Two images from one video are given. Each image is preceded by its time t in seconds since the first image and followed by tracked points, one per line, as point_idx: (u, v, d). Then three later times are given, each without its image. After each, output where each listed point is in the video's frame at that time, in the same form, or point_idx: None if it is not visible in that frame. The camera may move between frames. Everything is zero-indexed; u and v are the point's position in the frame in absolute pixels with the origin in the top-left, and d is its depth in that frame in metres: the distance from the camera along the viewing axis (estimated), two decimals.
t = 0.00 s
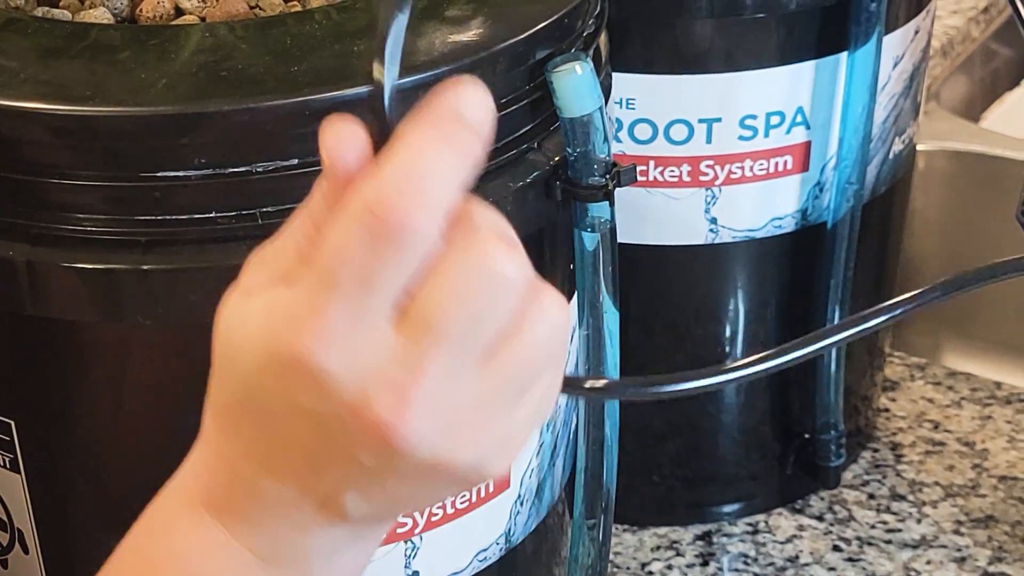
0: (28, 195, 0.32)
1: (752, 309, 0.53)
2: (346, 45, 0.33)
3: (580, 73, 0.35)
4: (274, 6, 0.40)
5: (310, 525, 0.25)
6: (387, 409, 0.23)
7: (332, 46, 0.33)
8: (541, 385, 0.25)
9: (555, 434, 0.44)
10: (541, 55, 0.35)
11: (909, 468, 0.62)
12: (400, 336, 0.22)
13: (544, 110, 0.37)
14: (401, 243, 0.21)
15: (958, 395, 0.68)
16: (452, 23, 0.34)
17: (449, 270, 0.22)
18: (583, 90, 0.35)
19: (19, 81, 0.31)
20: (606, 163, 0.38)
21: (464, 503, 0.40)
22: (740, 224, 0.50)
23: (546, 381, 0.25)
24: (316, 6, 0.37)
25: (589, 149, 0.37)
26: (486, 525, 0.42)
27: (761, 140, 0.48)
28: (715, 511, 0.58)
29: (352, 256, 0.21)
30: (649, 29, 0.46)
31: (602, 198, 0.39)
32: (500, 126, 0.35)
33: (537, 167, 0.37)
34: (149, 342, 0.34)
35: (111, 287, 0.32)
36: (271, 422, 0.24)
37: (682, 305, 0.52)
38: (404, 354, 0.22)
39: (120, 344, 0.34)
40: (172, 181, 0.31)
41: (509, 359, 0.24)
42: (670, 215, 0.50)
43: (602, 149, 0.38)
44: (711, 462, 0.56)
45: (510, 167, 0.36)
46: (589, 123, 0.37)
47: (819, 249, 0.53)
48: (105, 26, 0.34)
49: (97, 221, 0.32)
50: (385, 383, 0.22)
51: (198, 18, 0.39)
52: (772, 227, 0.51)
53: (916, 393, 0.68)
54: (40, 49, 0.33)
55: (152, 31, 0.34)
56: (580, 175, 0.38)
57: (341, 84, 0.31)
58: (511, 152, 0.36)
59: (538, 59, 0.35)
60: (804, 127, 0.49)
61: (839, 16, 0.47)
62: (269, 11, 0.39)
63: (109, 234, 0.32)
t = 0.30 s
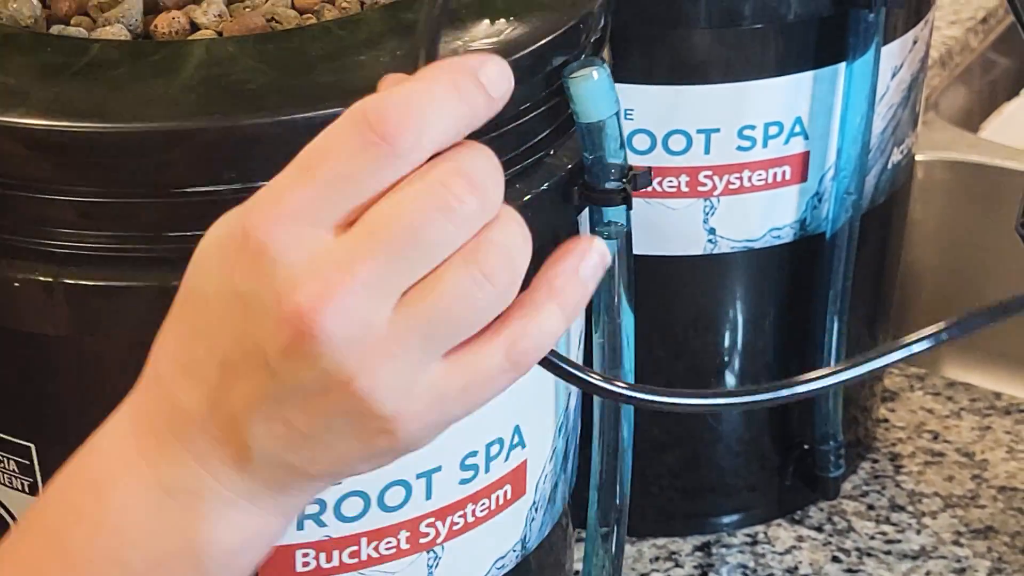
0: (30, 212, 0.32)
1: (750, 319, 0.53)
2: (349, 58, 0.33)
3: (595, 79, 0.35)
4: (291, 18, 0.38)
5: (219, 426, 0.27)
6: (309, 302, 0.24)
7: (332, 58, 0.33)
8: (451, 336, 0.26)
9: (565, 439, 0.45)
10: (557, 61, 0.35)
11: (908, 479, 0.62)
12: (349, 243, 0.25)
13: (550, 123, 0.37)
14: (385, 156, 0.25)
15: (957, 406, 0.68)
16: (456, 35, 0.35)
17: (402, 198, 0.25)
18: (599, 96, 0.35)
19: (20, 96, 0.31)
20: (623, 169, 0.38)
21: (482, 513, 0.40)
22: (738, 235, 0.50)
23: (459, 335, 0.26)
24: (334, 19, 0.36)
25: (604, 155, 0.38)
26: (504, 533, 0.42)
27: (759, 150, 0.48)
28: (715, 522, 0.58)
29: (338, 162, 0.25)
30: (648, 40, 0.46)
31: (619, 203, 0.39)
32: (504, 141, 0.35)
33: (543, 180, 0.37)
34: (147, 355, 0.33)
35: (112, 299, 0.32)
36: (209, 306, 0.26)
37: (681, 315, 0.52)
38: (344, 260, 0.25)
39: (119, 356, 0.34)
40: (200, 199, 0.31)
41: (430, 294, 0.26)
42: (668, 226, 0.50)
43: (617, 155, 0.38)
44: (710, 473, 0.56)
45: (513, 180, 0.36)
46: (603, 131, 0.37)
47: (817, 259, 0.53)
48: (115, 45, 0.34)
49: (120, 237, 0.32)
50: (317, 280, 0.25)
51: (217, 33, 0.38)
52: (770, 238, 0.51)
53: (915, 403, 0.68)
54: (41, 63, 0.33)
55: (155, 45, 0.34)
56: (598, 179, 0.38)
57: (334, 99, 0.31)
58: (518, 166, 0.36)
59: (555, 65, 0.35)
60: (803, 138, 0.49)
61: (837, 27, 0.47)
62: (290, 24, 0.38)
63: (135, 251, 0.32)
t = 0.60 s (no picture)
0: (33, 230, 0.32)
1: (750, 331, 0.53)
2: (349, 74, 0.33)
3: (608, 88, 0.36)
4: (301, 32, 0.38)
5: (4, 338, 0.27)
6: (96, 247, 0.24)
7: (329, 72, 0.33)
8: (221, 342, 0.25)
9: (571, 448, 0.44)
10: (570, 71, 0.36)
11: (908, 490, 0.62)
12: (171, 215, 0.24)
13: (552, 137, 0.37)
14: (243, 134, 0.24)
15: (957, 416, 0.68)
16: (462, 44, 0.34)
17: (224, 187, 0.24)
18: (612, 104, 0.36)
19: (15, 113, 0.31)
20: (633, 177, 0.39)
21: (496, 525, 0.40)
22: (738, 246, 0.50)
23: (232, 343, 0.25)
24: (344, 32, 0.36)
25: (614, 163, 0.38)
26: (517, 544, 0.42)
27: (759, 161, 0.48)
28: (714, 534, 0.58)
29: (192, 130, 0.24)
30: (648, 51, 0.46)
31: (629, 211, 0.39)
32: (504, 156, 0.35)
33: (535, 198, 0.36)
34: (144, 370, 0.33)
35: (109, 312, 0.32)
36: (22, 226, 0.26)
37: (680, 327, 0.52)
38: (156, 227, 0.24)
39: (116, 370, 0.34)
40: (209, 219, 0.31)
41: (214, 290, 0.25)
42: (668, 237, 0.50)
43: (626, 163, 0.38)
44: (709, 484, 0.56)
45: (514, 199, 0.36)
46: (610, 139, 0.37)
47: (817, 270, 0.53)
48: (113, 62, 0.33)
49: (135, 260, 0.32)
50: (111, 228, 0.24)
51: (227, 49, 0.38)
52: (770, 249, 0.51)
53: (915, 414, 0.68)
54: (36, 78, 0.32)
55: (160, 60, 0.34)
56: (608, 187, 0.39)
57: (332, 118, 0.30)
58: (520, 184, 0.36)
59: (566, 75, 0.36)
60: (802, 149, 0.49)
61: (837, 38, 0.47)
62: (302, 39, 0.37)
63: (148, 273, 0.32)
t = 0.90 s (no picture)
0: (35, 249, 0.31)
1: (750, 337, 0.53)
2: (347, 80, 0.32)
3: (607, 95, 0.36)
4: (300, 39, 0.38)
5: None
6: None
7: (327, 78, 0.32)
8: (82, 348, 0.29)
9: (572, 455, 0.44)
10: (570, 78, 0.35)
11: (909, 496, 0.62)
12: (50, 239, 0.27)
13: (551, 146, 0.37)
14: (123, 185, 0.26)
15: (958, 422, 0.68)
16: (462, 52, 0.34)
17: (114, 239, 0.27)
18: (611, 110, 0.36)
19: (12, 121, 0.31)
20: (633, 184, 0.38)
21: (495, 533, 0.40)
22: (738, 252, 0.50)
23: (81, 351, 0.29)
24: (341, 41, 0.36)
25: (613, 170, 0.38)
26: (517, 552, 0.42)
27: (759, 167, 0.48)
28: (714, 540, 0.58)
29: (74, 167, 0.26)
30: (647, 57, 0.46)
31: (629, 218, 0.39)
32: (503, 163, 0.35)
33: (537, 207, 0.36)
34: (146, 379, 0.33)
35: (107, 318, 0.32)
36: None
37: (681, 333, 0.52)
38: (32, 244, 0.26)
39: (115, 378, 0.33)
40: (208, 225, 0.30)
41: (83, 318, 0.28)
42: (669, 243, 0.50)
43: (626, 170, 0.38)
44: (709, 490, 0.56)
45: (513, 207, 0.36)
46: (609, 146, 0.37)
47: (817, 276, 0.53)
48: (111, 70, 0.33)
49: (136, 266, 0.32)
50: None
51: (225, 56, 0.38)
52: (771, 255, 0.51)
53: (915, 420, 0.68)
54: (34, 84, 0.32)
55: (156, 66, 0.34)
56: (608, 194, 0.38)
57: (327, 129, 0.30)
58: (520, 191, 0.36)
59: (566, 83, 0.35)
60: (802, 155, 0.49)
61: (837, 43, 0.47)
62: (300, 46, 0.37)
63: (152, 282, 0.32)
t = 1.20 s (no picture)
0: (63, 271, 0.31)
1: (752, 337, 0.53)
2: (351, 81, 0.32)
3: (610, 93, 0.36)
4: (303, 40, 0.38)
5: None
6: None
7: (330, 79, 0.32)
8: None
9: (575, 456, 0.44)
10: (573, 76, 0.35)
11: (911, 497, 0.62)
12: None
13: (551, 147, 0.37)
14: None
15: (960, 423, 0.68)
16: (464, 53, 0.34)
17: None
18: (614, 109, 0.36)
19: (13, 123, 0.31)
20: (637, 184, 0.38)
21: (499, 534, 0.40)
22: (740, 253, 0.50)
23: None
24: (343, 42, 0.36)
25: (617, 170, 0.38)
26: (520, 552, 0.42)
27: (761, 168, 0.48)
28: (716, 541, 0.58)
29: None
30: (649, 57, 0.46)
31: (635, 219, 0.39)
32: (506, 165, 0.34)
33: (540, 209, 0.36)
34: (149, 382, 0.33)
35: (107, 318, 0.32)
36: None
37: (683, 333, 0.52)
38: None
39: (117, 380, 0.33)
40: (213, 227, 0.31)
41: None
42: (671, 244, 0.49)
43: (629, 170, 0.38)
44: (711, 491, 0.56)
45: (517, 208, 0.35)
46: (613, 146, 0.37)
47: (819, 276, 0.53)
48: (114, 71, 0.33)
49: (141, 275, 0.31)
50: None
51: (228, 57, 0.37)
52: (773, 255, 0.51)
53: (917, 421, 0.68)
54: (35, 84, 0.32)
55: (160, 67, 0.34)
56: (611, 195, 0.38)
57: (329, 129, 0.30)
58: (523, 192, 0.36)
59: (570, 82, 0.35)
60: (805, 155, 0.49)
61: (840, 44, 0.47)
62: (304, 46, 0.37)
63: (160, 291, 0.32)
